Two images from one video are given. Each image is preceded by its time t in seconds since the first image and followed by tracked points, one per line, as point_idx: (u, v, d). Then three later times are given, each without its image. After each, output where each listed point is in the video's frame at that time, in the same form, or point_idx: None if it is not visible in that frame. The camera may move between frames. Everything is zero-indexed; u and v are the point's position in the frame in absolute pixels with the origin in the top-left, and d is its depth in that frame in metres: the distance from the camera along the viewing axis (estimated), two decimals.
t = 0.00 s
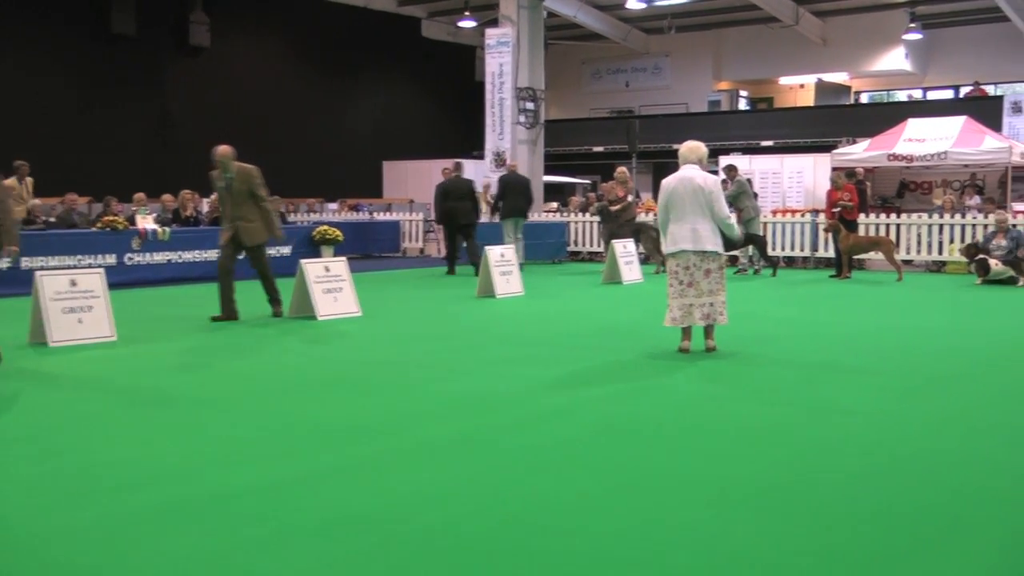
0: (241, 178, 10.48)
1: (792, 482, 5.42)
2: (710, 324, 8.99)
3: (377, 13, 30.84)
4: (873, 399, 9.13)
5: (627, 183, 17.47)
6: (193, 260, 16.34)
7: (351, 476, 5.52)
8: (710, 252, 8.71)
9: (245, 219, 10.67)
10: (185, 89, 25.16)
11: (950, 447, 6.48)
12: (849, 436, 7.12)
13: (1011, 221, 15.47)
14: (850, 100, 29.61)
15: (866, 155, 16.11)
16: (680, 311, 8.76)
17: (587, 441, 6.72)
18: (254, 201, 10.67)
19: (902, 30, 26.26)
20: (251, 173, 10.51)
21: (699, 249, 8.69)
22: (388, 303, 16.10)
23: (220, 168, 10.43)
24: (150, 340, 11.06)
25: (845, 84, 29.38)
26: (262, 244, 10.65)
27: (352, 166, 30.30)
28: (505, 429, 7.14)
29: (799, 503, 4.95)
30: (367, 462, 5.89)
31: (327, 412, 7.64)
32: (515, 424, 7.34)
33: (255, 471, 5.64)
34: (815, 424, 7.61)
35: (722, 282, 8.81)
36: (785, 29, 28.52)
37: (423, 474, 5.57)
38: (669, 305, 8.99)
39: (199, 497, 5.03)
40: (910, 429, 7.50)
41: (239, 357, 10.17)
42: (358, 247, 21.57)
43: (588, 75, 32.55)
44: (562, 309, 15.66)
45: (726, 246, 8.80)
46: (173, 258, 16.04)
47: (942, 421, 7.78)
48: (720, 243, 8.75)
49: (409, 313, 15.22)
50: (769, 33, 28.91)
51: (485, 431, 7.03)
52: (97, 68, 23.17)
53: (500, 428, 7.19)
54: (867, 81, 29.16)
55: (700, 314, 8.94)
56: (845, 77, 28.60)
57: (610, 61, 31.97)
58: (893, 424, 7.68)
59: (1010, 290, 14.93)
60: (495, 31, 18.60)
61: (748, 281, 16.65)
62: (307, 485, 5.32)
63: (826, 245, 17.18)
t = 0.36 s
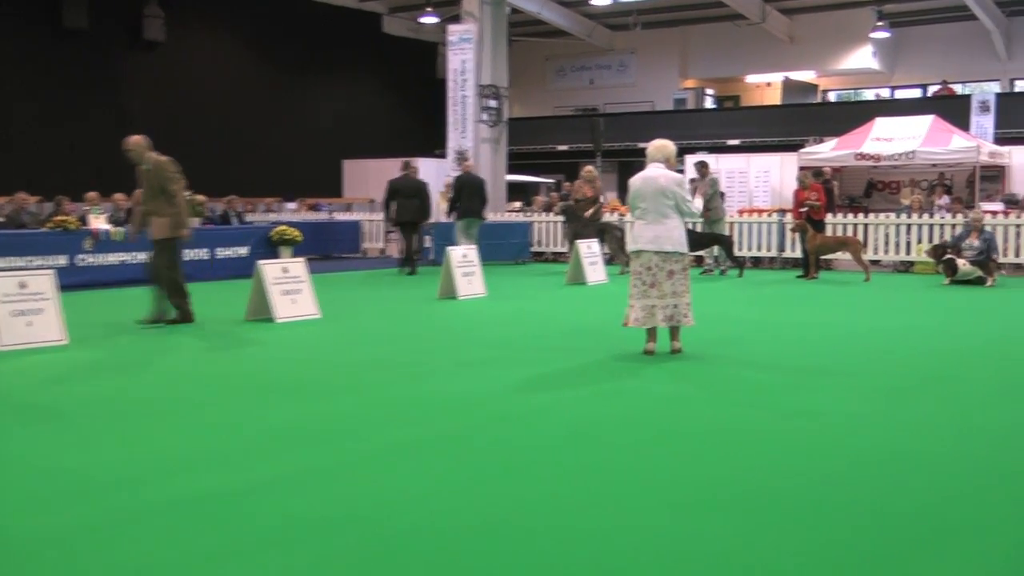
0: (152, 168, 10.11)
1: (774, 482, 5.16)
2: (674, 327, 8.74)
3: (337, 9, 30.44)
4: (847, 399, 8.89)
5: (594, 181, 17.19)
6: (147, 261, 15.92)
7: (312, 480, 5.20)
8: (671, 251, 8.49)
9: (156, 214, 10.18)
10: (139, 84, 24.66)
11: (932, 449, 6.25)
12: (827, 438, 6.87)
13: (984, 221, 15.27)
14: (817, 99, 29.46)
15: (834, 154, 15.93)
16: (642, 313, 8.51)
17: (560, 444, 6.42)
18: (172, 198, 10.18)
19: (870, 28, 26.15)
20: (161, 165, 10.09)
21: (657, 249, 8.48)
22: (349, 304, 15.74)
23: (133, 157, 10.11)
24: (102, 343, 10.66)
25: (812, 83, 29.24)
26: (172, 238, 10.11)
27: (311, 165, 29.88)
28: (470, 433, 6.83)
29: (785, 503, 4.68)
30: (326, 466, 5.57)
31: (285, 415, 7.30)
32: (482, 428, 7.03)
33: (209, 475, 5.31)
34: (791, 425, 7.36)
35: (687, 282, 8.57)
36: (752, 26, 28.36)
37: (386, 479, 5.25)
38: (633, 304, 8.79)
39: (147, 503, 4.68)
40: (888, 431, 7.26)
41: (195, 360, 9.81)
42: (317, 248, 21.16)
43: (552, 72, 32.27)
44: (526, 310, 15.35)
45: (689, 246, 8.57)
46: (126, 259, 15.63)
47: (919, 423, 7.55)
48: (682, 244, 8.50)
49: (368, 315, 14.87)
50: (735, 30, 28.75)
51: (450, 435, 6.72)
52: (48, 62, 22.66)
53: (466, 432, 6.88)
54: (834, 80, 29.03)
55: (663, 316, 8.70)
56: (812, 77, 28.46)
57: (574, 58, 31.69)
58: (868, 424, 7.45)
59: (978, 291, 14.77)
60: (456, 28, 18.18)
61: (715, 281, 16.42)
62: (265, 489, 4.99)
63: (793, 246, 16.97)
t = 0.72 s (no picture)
0: (31, 170, 9.33)
1: (750, 482, 4.70)
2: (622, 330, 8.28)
3: (272, 6, 29.70)
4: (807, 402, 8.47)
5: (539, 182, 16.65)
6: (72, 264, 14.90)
7: (236, 487, 4.66)
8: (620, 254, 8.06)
9: (30, 220, 9.44)
10: (66, 79, 23.79)
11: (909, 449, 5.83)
12: (796, 436, 6.43)
13: (943, 222, 14.75)
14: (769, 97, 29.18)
15: (785, 154, 15.56)
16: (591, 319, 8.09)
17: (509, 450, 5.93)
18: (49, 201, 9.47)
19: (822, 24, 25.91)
20: (42, 167, 9.34)
21: (609, 246, 8.02)
22: (284, 309, 15.10)
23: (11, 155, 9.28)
24: (17, 351, 9.97)
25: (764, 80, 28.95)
26: (44, 246, 9.45)
27: (245, 166, 29.13)
28: (413, 439, 6.31)
29: (766, 508, 4.19)
30: (253, 471, 5.03)
31: (212, 424, 6.74)
32: (426, 435, 6.52)
33: (122, 485, 4.76)
34: (756, 427, 6.89)
35: (636, 285, 8.16)
36: (702, 22, 28.06)
37: (320, 484, 4.73)
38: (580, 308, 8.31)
39: (46, 516, 4.13)
40: (858, 429, 6.84)
41: (116, 369, 9.16)
42: (253, 251, 20.47)
43: (496, 69, 31.74)
44: (469, 315, 14.81)
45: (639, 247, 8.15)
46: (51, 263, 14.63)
47: (890, 422, 7.13)
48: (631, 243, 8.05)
49: (304, 320, 14.27)
50: (684, 27, 28.43)
51: (391, 440, 6.19)
52: None
53: (409, 438, 6.37)
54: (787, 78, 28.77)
55: (612, 319, 8.24)
56: (762, 76, 28.19)
57: (519, 55, 31.19)
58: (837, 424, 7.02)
59: (932, 293, 14.47)
60: (398, 23, 17.64)
61: (663, 284, 16.00)
62: (183, 498, 4.45)
63: (745, 248, 16.58)
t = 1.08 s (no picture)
0: None
1: (742, 530, 3.99)
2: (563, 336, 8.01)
3: None
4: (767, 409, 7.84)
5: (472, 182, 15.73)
6: None
7: (128, 531, 3.88)
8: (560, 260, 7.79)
9: None
10: None
11: (901, 468, 5.20)
12: (769, 444, 5.77)
13: (893, 224, 14.38)
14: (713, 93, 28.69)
15: (731, 154, 14.97)
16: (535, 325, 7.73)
17: (450, 467, 5.20)
18: None
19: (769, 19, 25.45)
20: None
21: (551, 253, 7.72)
22: (201, 315, 14.20)
23: None
24: None
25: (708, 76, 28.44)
26: None
27: (162, 167, 28.01)
28: (341, 455, 5.54)
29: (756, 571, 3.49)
30: (153, 508, 4.23)
31: (107, 437, 5.92)
32: (354, 448, 5.75)
33: None
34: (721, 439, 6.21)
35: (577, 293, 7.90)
36: (643, 15, 27.49)
37: (229, 530, 3.94)
38: (519, 315, 7.99)
39: None
40: (834, 438, 6.22)
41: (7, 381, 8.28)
42: (170, 254, 19.47)
43: (430, 62, 30.93)
44: (398, 322, 14.03)
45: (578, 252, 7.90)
46: None
47: (867, 431, 6.52)
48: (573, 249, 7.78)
49: (223, 327, 13.38)
50: (625, 20, 27.84)
51: (315, 458, 5.42)
52: None
53: (337, 453, 5.59)
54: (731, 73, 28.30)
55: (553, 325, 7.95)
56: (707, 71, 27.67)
57: (454, 48, 30.40)
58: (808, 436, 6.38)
59: (882, 297, 13.96)
60: (324, 14, 16.82)
61: (603, 289, 15.33)
62: (55, 555, 3.61)
63: (688, 251, 15.97)
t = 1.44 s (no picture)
0: None
1: None
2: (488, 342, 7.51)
3: None
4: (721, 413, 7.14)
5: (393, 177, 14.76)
6: None
7: None
8: (486, 261, 7.33)
9: None
10: None
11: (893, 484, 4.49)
12: (739, 454, 5.05)
13: (836, 223, 13.86)
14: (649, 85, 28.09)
15: (667, 148, 14.30)
16: (458, 331, 7.30)
17: (371, 490, 4.40)
18: None
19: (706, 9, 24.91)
20: None
21: (472, 252, 7.24)
22: (100, 320, 13.21)
23: None
24: None
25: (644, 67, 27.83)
26: None
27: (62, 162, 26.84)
28: (245, 476, 4.72)
29: None
30: None
31: None
32: (257, 466, 4.93)
33: None
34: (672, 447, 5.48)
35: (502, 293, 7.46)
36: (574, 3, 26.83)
37: None
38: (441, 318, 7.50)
39: None
40: (807, 444, 5.53)
41: None
42: (72, 255, 18.38)
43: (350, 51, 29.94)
44: (315, 326, 13.16)
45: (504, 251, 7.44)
46: None
47: (841, 437, 5.84)
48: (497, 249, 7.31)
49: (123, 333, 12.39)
50: (557, 8, 27.15)
51: (213, 484, 4.59)
52: None
53: (239, 475, 4.76)
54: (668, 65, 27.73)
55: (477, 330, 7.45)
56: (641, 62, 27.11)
57: (376, 37, 29.44)
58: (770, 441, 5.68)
59: (825, 297, 13.36)
60: None
61: (533, 290, 14.56)
62: None
63: (623, 250, 15.27)
